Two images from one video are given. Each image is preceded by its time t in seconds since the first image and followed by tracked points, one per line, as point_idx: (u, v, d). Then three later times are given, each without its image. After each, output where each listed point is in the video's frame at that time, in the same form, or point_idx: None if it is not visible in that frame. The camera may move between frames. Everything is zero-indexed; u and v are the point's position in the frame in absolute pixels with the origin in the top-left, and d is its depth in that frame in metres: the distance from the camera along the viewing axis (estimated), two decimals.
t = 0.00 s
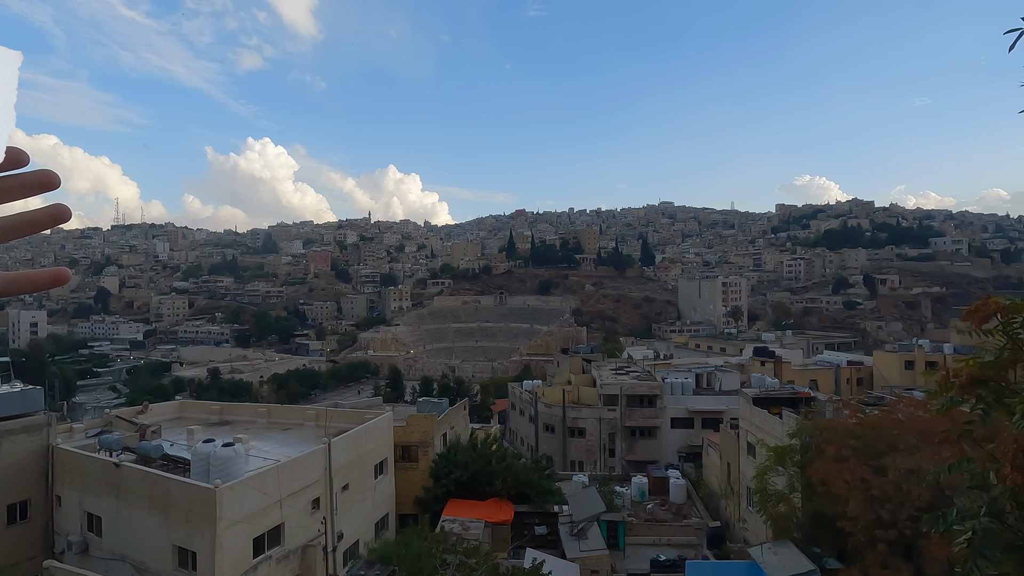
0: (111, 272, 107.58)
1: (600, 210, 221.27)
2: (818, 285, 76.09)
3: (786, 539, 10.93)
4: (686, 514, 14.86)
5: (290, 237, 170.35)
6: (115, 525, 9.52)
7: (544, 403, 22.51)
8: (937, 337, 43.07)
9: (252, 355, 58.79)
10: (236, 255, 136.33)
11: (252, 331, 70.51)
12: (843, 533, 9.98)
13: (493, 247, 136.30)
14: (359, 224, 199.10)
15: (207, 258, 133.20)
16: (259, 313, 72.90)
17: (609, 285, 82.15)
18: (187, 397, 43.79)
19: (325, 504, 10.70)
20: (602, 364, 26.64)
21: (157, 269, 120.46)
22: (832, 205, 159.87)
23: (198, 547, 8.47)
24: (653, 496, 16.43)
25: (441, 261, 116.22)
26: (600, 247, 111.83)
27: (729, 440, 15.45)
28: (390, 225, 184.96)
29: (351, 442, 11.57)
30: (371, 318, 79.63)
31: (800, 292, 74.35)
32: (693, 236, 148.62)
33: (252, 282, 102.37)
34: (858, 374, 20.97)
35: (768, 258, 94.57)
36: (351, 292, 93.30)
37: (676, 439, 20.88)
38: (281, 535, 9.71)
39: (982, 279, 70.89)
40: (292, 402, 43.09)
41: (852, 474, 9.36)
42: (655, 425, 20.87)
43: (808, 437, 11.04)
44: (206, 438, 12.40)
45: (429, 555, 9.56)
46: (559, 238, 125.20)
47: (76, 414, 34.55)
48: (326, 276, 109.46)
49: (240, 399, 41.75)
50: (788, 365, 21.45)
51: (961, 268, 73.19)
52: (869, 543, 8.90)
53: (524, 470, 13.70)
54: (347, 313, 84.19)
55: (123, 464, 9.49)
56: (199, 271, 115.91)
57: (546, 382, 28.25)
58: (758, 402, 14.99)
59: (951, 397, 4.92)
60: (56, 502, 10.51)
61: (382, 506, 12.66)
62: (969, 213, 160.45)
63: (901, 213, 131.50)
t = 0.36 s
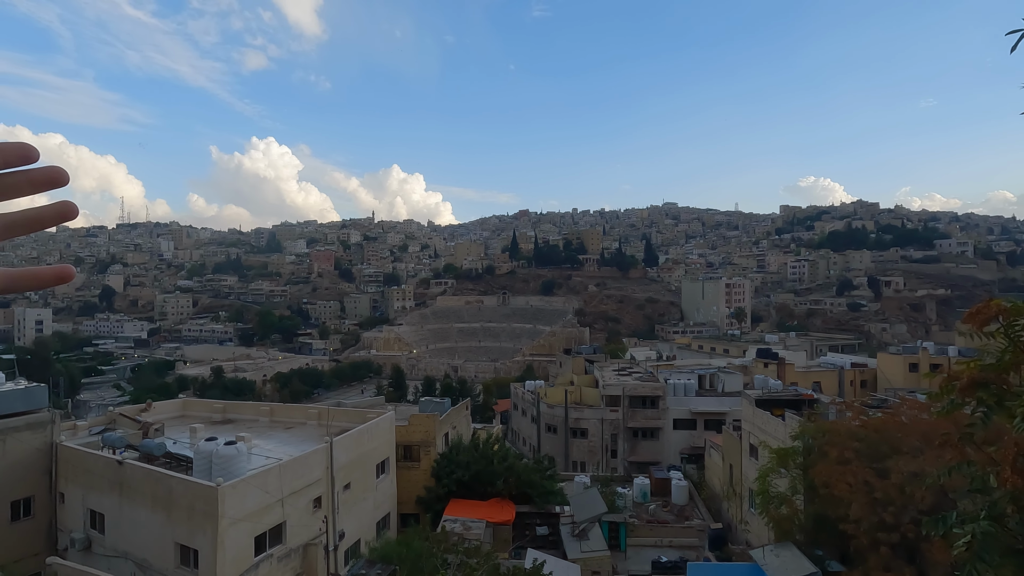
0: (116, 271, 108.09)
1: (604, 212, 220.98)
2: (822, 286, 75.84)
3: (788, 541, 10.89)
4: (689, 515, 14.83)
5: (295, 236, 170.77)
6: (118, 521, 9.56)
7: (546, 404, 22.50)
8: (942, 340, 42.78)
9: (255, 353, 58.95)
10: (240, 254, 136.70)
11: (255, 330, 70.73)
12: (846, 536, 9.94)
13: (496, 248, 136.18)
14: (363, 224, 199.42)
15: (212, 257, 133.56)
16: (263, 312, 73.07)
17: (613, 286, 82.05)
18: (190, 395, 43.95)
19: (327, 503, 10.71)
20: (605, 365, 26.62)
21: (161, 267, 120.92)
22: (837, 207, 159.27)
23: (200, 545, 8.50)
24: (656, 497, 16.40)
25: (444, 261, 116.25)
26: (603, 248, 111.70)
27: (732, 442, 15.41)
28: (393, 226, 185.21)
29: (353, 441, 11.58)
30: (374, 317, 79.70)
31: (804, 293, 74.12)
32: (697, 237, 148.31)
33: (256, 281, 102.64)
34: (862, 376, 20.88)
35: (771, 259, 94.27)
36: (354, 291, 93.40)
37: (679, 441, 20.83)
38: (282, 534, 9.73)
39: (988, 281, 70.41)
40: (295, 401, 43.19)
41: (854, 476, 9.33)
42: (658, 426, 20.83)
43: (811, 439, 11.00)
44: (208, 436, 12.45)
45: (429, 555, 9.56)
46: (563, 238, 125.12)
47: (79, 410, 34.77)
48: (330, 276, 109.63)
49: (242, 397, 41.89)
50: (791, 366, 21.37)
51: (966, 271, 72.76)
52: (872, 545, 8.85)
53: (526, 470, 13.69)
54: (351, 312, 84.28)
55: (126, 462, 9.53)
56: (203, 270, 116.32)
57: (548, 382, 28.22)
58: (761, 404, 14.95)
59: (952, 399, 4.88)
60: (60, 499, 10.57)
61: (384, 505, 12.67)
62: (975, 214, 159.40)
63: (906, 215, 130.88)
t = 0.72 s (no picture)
0: (117, 268, 108.20)
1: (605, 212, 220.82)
2: (823, 288, 75.81)
3: (787, 543, 10.89)
4: (689, 516, 14.83)
5: (296, 235, 170.94)
6: (117, 518, 9.56)
7: (546, 404, 22.50)
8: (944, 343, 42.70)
9: (256, 351, 59.00)
10: (242, 252, 136.78)
11: (256, 328, 70.77)
12: (845, 538, 9.95)
13: (497, 248, 136.19)
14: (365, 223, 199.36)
15: (213, 255, 133.63)
16: (263, 311, 73.12)
17: (613, 287, 82.07)
18: (190, 393, 43.98)
19: (326, 501, 10.71)
20: (605, 365, 26.68)
21: (163, 265, 121.03)
22: (839, 208, 159.13)
23: (199, 542, 8.51)
24: (655, 498, 16.39)
25: (445, 260, 116.23)
26: (605, 248, 111.74)
27: (732, 443, 15.40)
28: (395, 225, 185.26)
29: (353, 440, 11.56)
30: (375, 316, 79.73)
31: (805, 295, 74.07)
32: (698, 238, 148.26)
33: (257, 279, 102.72)
34: (863, 378, 20.89)
35: (773, 260, 94.21)
36: (355, 290, 93.51)
37: (679, 442, 20.83)
38: (282, 532, 9.74)
39: (989, 284, 70.32)
40: (295, 400, 43.24)
41: (854, 478, 9.33)
42: (658, 427, 20.82)
43: (812, 440, 10.98)
44: (208, 434, 12.45)
45: (428, 554, 9.55)
46: (564, 238, 125.02)
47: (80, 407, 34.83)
48: (331, 275, 109.74)
49: (243, 395, 41.91)
50: (792, 368, 21.36)
51: (968, 273, 72.67)
52: (871, 547, 8.84)
53: (526, 470, 13.70)
54: (352, 311, 84.28)
55: (127, 459, 9.54)
56: (204, 268, 116.48)
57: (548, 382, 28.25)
58: (761, 405, 14.96)
59: (952, 402, 4.85)
60: (60, 496, 10.58)
61: (383, 504, 12.67)
62: (977, 217, 159.10)
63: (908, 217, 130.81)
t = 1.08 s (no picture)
0: (117, 266, 108.20)
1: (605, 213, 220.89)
2: (823, 290, 75.89)
3: (784, 545, 10.88)
4: (686, 517, 14.82)
5: (295, 233, 170.95)
6: (114, 515, 9.56)
7: (545, 404, 22.48)
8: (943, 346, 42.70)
9: (255, 350, 59.01)
10: (242, 250, 136.79)
11: (256, 326, 70.78)
12: (842, 540, 9.95)
13: (497, 248, 136.23)
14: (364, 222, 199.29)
15: (213, 253, 133.63)
16: (263, 309, 73.14)
17: (613, 287, 82.09)
18: (190, 391, 43.95)
19: (324, 500, 10.71)
20: (604, 366, 26.66)
21: (162, 263, 120.98)
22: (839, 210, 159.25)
23: (196, 541, 8.51)
24: (653, 499, 16.39)
25: (445, 260, 116.23)
26: (604, 248, 111.77)
27: (730, 445, 15.39)
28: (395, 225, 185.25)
29: (351, 439, 11.57)
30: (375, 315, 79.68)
31: (805, 297, 74.14)
32: (698, 239, 148.32)
33: (257, 278, 102.71)
34: (862, 381, 20.89)
35: (772, 262, 94.29)
36: (355, 289, 93.52)
37: (677, 443, 20.83)
38: (279, 531, 9.73)
39: (989, 287, 70.36)
40: (294, 398, 43.26)
41: (852, 480, 9.31)
42: (657, 428, 20.82)
43: (810, 442, 10.96)
44: (206, 432, 12.45)
45: (425, 554, 9.54)
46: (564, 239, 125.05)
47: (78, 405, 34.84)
48: (331, 274, 109.71)
49: (242, 394, 41.89)
50: (791, 370, 21.34)
51: (967, 276, 72.69)
52: (868, 550, 8.84)
53: (524, 470, 13.70)
54: (351, 310, 84.24)
55: (124, 457, 9.53)
56: (203, 266, 116.44)
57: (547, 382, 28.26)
58: (759, 407, 14.94)
59: (948, 406, 4.83)
60: (58, 493, 10.58)
61: (381, 504, 12.66)
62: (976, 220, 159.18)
63: (908, 220, 130.94)
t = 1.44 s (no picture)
0: (115, 265, 108.05)
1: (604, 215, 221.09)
2: (821, 294, 76.00)
3: (780, 548, 10.90)
4: (683, 520, 14.81)
5: (294, 235, 170.78)
6: (110, 515, 9.54)
7: (543, 406, 22.45)
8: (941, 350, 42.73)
9: (253, 351, 58.94)
10: (240, 251, 136.65)
11: (254, 327, 70.71)
12: (838, 543, 9.96)
13: (496, 249, 136.21)
14: (364, 223, 199.25)
15: (211, 254, 133.44)
16: (261, 310, 73.04)
17: (612, 290, 82.10)
18: (188, 392, 43.89)
19: (320, 502, 10.69)
20: (602, 368, 26.66)
21: (161, 263, 120.77)
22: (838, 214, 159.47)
23: (192, 542, 8.48)
24: (650, 502, 16.40)
25: (444, 262, 116.22)
26: (603, 251, 111.81)
27: (728, 448, 15.40)
28: (394, 226, 185.16)
29: (348, 440, 11.55)
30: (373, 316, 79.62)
31: (803, 301, 74.21)
32: (697, 242, 148.46)
33: (256, 279, 102.65)
34: (859, 385, 20.90)
35: (771, 265, 94.39)
36: (353, 290, 93.45)
37: (675, 446, 20.83)
38: (275, 532, 9.71)
39: (986, 292, 70.47)
40: (292, 399, 43.21)
41: (848, 484, 9.33)
42: (654, 431, 20.83)
43: (806, 446, 10.96)
44: (203, 433, 12.42)
45: (422, 556, 9.51)
46: (563, 241, 125.01)
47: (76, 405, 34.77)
48: (329, 275, 109.70)
49: (240, 394, 41.86)
50: (789, 374, 21.35)
51: (965, 281, 72.79)
52: (864, 553, 8.84)
53: (521, 472, 13.69)
54: (349, 311, 84.13)
55: (120, 457, 9.50)
56: (202, 266, 116.21)
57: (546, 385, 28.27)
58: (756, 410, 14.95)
59: (940, 411, 4.84)
60: (53, 493, 10.56)
61: (377, 505, 12.64)
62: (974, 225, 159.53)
63: (906, 224, 131.21)
